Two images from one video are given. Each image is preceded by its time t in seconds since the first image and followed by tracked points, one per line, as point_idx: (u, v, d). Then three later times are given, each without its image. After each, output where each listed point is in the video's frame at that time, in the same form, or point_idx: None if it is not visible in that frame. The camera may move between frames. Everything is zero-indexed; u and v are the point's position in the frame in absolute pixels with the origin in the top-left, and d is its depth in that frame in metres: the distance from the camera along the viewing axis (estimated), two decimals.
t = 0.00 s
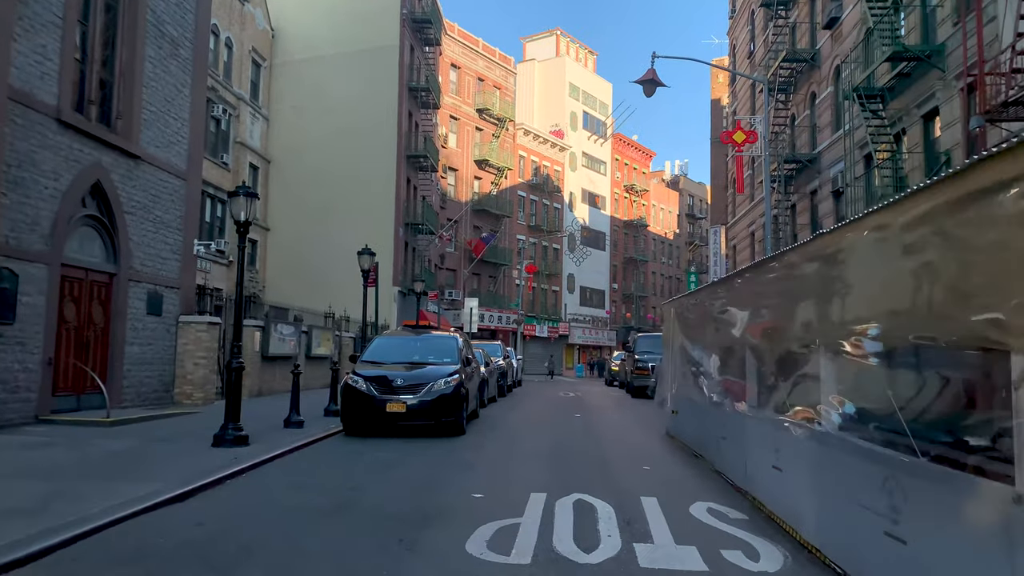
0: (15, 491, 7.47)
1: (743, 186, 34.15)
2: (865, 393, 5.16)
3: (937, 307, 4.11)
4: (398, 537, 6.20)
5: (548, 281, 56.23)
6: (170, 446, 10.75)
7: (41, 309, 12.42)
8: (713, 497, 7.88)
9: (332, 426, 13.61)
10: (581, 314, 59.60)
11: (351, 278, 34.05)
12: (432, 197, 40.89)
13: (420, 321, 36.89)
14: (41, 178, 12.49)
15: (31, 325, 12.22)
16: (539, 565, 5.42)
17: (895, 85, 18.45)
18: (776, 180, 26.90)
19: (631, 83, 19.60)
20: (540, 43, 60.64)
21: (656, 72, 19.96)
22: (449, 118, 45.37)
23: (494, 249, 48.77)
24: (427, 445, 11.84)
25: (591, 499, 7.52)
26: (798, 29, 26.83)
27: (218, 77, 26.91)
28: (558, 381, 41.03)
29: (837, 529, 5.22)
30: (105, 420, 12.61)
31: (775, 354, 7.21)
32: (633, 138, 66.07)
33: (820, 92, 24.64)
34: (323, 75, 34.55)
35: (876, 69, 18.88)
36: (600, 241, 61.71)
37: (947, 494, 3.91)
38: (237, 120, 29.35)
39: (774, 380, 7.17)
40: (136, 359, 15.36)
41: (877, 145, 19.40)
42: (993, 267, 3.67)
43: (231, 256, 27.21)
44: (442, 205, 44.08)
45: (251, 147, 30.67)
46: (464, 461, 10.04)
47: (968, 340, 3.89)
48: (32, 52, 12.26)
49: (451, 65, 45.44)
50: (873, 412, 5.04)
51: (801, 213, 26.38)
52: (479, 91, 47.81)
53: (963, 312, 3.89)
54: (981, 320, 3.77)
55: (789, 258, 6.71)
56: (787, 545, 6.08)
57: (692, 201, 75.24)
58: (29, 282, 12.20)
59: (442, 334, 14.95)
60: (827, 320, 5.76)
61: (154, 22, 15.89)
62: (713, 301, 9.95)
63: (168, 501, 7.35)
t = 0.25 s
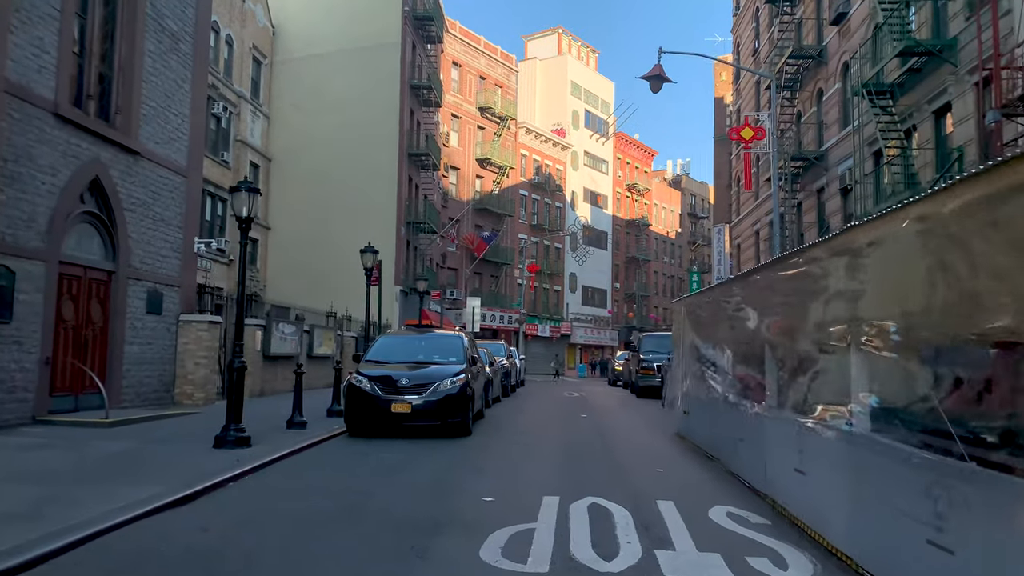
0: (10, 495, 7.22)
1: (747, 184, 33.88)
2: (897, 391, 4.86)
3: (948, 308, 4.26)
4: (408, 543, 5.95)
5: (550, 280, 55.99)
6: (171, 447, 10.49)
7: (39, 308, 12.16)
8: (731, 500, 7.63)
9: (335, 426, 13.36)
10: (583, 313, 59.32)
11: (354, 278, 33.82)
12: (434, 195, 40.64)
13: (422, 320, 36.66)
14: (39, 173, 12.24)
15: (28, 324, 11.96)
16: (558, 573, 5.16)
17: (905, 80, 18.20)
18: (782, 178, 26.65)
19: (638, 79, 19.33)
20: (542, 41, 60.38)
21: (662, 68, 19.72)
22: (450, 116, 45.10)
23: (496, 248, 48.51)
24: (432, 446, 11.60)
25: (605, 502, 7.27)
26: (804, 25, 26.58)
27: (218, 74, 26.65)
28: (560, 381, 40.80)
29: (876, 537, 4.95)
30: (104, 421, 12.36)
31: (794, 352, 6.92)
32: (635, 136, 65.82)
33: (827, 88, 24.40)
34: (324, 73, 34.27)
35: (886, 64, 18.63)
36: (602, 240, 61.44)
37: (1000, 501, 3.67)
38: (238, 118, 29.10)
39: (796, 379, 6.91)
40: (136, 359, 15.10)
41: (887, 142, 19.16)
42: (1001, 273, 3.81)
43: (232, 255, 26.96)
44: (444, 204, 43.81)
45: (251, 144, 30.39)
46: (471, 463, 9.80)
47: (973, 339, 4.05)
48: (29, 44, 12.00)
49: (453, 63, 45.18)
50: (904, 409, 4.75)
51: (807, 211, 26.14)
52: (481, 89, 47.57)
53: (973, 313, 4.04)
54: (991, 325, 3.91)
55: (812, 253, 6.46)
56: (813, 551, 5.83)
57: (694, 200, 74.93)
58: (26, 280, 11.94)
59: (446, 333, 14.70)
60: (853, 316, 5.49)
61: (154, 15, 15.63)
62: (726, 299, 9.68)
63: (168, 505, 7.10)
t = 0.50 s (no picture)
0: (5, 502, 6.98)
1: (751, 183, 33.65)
2: (936, 398, 4.61)
3: (962, 315, 4.32)
4: (419, 554, 5.72)
5: (551, 280, 55.77)
6: (171, 452, 10.25)
7: (36, 308, 11.92)
8: (750, 508, 7.39)
9: (338, 429, 13.13)
10: (585, 313, 59.10)
11: (355, 278, 33.58)
12: (435, 195, 40.40)
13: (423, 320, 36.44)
14: (36, 171, 12.01)
15: (25, 325, 11.71)
16: None
17: (914, 77, 18.00)
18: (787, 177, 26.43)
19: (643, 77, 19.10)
20: (543, 41, 60.15)
21: (669, 65, 19.49)
22: (451, 115, 44.86)
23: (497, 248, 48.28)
24: (438, 449, 11.36)
25: (621, 511, 7.03)
26: (809, 23, 26.35)
27: (219, 73, 26.41)
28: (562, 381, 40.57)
29: (914, 550, 4.71)
30: (103, 424, 12.13)
31: (817, 355, 6.68)
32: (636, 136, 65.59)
33: (833, 87, 24.17)
34: (325, 72, 34.01)
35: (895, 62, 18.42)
36: (603, 240, 61.21)
37: None
38: (238, 117, 28.85)
39: (818, 383, 6.67)
40: (136, 360, 14.87)
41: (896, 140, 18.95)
42: (1016, 282, 3.87)
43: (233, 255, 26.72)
44: (445, 203, 43.57)
45: (251, 144, 30.13)
46: (479, 468, 9.56)
47: (988, 346, 4.11)
48: (26, 40, 11.77)
49: (454, 62, 44.95)
50: (947, 419, 4.49)
51: (813, 211, 25.92)
52: (482, 88, 47.35)
53: (987, 321, 4.11)
54: None
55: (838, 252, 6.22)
56: (842, 564, 5.59)
57: (695, 200, 74.73)
58: (23, 280, 11.70)
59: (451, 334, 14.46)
60: (885, 320, 5.27)
61: (154, 11, 15.39)
62: (740, 299, 9.44)
63: (169, 514, 6.86)
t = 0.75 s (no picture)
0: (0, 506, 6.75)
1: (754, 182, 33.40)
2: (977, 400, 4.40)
3: (976, 314, 4.44)
4: (431, 560, 5.49)
5: (551, 280, 55.53)
6: (172, 453, 10.01)
7: (33, 307, 11.67)
8: (769, 512, 7.15)
9: (341, 430, 12.88)
10: (585, 313, 58.88)
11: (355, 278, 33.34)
12: (435, 194, 40.16)
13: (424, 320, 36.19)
14: (33, 166, 11.77)
15: (21, 324, 11.47)
16: None
17: (924, 73, 17.75)
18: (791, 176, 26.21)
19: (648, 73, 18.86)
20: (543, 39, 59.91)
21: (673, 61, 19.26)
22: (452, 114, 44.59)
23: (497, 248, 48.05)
24: (443, 451, 11.12)
25: (637, 516, 6.80)
26: (813, 20, 26.13)
27: (218, 70, 26.16)
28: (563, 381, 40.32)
29: (954, 560, 4.48)
30: (102, 425, 11.88)
31: (840, 355, 6.45)
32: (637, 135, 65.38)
33: (838, 84, 23.96)
34: (325, 70, 33.76)
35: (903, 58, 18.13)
36: (604, 240, 60.97)
37: None
38: (237, 115, 28.59)
39: (843, 384, 6.43)
40: (134, 360, 14.62)
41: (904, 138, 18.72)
42: None
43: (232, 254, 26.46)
44: (445, 203, 43.31)
45: (251, 142, 29.86)
46: (486, 470, 9.33)
47: (1000, 346, 4.24)
48: (23, 33, 11.53)
49: (454, 60, 44.70)
50: (990, 421, 4.28)
51: (817, 210, 25.70)
52: (482, 87, 47.10)
53: (999, 321, 4.24)
54: None
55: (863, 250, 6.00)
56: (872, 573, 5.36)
57: (696, 199, 74.54)
58: (18, 278, 11.45)
59: (456, 333, 14.22)
60: (918, 318, 5.06)
61: (152, 5, 15.14)
62: (755, 297, 9.21)
63: (169, 519, 6.62)
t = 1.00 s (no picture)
0: None
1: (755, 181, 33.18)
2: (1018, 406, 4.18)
3: (988, 316, 4.45)
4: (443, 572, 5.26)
5: (550, 280, 55.32)
6: (170, 458, 9.76)
7: (27, 307, 11.41)
8: (788, 519, 6.93)
9: (342, 433, 12.63)
10: (584, 313, 58.66)
11: (354, 278, 33.07)
12: (434, 193, 39.91)
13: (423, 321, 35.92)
14: (27, 164, 11.50)
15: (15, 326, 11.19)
16: None
17: (931, 71, 17.55)
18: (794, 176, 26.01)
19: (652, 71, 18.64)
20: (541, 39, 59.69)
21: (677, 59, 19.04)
22: (450, 113, 44.34)
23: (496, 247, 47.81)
24: (447, 454, 10.88)
25: (652, 524, 6.58)
26: (816, 18, 25.94)
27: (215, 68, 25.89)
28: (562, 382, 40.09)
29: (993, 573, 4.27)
30: (97, 428, 11.62)
31: (861, 357, 6.25)
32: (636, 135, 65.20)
33: (842, 83, 23.77)
34: (323, 69, 33.49)
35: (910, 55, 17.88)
36: (603, 240, 60.76)
37: None
38: (235, 114, 28.32)
39: (866, 387, 6.21)
40: (131, 361, 14.36)
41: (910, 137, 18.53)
42: None
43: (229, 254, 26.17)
44: (443, 202, 43.07)
45: (248, 141, 29.58)
46: (493, 475, 9.08)
47: None
48: (17, 28, 11.26)
49: (453, 59, 44.44)
50: None
51: (820, 209, 25.50)
52: (480, 86, 46.87)
53: None
54: None
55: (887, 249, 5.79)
56: None
57: (694, 199, 74.35)
58: (12, 278, 11.18)
59: (459, 334, 13.98)
60: (947, 320, 4.88)
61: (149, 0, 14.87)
62: (768, 297, 8.98)
63: (168, 528, 6.37)
